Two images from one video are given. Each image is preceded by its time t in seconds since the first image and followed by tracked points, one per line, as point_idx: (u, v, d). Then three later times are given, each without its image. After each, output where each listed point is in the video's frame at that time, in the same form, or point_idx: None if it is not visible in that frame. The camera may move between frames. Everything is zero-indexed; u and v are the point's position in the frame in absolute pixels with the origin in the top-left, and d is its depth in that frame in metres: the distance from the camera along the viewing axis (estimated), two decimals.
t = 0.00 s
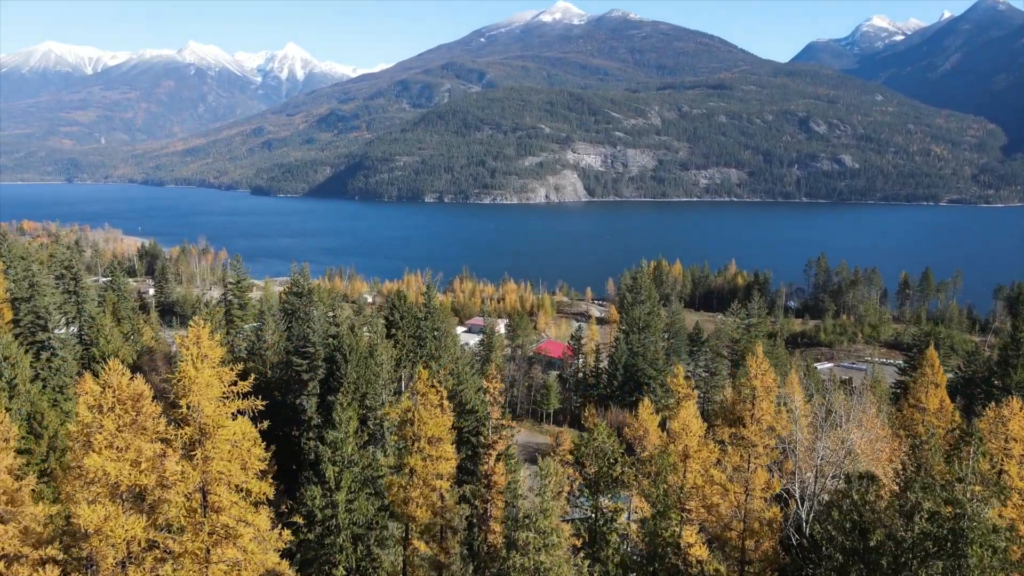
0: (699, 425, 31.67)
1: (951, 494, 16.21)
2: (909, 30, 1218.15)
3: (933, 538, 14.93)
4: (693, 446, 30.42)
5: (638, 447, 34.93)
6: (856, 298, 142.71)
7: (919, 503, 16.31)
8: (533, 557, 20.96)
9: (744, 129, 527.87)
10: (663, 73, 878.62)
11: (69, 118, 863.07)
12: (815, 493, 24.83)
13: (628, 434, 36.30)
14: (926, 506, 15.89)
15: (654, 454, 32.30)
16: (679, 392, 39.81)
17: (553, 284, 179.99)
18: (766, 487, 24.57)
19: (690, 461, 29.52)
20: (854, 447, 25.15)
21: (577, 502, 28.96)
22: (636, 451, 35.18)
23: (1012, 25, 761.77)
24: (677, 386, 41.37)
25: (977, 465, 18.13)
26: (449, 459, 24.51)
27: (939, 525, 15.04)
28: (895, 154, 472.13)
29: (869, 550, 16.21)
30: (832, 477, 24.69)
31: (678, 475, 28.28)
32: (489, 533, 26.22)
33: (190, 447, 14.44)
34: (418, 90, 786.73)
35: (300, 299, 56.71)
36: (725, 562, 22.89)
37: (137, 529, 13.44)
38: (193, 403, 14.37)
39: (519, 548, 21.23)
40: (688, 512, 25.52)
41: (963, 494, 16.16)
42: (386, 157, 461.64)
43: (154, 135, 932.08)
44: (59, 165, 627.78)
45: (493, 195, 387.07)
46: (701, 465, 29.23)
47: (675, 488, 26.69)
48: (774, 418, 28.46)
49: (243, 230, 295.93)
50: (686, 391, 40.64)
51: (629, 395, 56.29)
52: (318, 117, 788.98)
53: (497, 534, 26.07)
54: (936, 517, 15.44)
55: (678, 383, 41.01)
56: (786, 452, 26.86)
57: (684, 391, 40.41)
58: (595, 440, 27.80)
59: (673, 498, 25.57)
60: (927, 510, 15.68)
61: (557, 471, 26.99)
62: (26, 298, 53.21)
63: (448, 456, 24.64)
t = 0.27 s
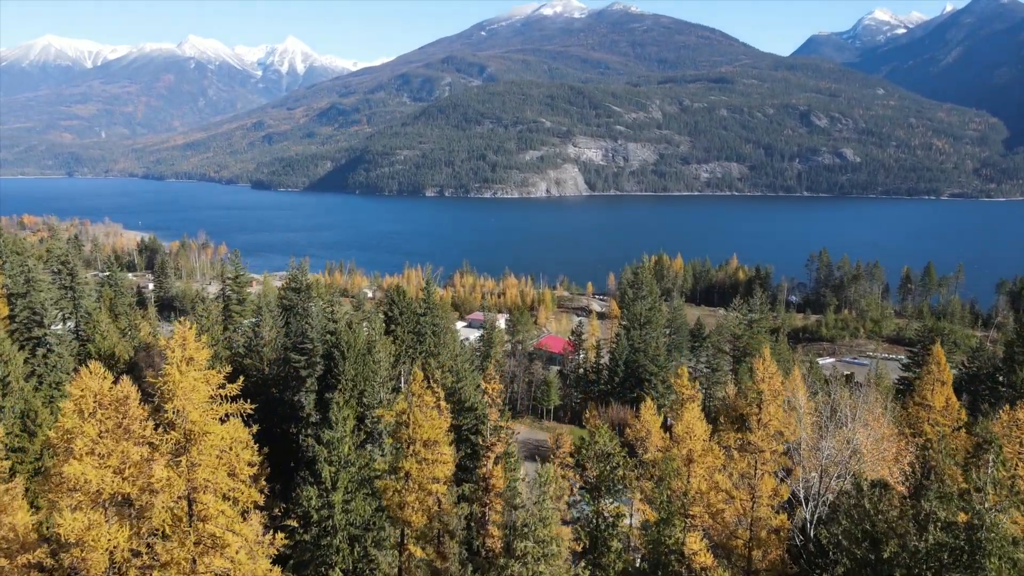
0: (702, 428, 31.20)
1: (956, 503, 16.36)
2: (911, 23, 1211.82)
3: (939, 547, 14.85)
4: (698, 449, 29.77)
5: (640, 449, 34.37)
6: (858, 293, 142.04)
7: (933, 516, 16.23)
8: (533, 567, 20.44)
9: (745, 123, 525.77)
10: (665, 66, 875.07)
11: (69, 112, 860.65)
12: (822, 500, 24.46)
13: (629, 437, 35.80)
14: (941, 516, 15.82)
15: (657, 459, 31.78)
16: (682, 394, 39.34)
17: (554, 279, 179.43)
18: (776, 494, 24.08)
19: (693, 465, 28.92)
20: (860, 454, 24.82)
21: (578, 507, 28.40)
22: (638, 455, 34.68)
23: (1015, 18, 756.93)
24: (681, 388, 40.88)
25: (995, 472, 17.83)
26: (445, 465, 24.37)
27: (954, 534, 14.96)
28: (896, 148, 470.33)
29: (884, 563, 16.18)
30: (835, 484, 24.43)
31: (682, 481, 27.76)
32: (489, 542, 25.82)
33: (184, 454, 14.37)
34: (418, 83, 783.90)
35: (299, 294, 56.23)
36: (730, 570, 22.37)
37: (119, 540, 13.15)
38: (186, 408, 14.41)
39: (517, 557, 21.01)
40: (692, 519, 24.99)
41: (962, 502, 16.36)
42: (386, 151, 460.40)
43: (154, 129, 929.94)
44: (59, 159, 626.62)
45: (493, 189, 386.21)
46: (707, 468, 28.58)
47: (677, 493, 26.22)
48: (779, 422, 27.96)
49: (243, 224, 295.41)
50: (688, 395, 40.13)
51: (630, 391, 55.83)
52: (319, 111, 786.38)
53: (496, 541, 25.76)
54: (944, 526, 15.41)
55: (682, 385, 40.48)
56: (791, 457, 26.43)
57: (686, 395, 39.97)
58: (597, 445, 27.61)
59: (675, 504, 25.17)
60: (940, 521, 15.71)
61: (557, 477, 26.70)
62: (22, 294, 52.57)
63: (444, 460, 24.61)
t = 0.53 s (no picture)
0: (709, 431, 30.32)
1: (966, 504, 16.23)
2: (913, 15, 1204.54)
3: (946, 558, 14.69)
4: (701, 453, 28.95)
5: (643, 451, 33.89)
6: (859, 287, 141.14)
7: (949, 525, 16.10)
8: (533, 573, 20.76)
9: (746, 116, 523.46)
10: (666, 59, 871.31)
11: (68, 105, 858.26)
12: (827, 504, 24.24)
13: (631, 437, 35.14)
14: (951, 521, 15.64)
15: (661, 459, 31.33)
16: (686, 396, 38.67)
17: (554, 273, 178.72)
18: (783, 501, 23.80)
19: (696, 468, 28.41)
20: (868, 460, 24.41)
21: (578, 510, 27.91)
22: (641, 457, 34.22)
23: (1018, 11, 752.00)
24: (686, 390, 40.10)
25: (1014, 470, 17.42)
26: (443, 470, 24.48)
27: (971, 545, 14.69)
28: (898, 142, 468.33)
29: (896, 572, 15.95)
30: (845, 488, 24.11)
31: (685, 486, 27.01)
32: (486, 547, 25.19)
33: (171, 460, 14.08)
34: (419, 77, 780.82)
35: (297, 289, 55.46)
36: None
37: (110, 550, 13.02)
38: (174, 407, 14.11)
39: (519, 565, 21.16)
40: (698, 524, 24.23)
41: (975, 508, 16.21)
42: (387, 145, 459.03)
43: (154, 123, 927.71)
44: (59, 153, 624.71)
45: (494, 182, 385.33)
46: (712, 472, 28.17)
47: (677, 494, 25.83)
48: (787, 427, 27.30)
49: (243, 218, 294.40)
50: (694, 397, 39.37)
51: (631, 386, 55.51)
52: (319, 104, 783.22)
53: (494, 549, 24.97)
54: (955, 537, 15.30)
55: (686, 386, 39.77)
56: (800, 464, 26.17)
57: (692, 397, 39.17)
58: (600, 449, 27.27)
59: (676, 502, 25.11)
60: (950, 528, 15.51)
61: (557, 480, 26.03)
62: (17, 290, 51.95)
63: (442, 463, 24.60)
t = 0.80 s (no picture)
0: (714, 435, 29.08)
1: (977, 514, 16.21)
2: (915, 8, 1197.27)
3: (964, 566, 14.19)
4: (706, 458, 28.05)
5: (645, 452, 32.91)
6: (860, 281, 140.20)
7: (944, 534, 16.20)
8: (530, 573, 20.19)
9: (748, 109, 521.16)
10: (667, 52, 867.23)
11: (68, 98, 855.18)
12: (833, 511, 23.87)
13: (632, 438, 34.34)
14: (964, 532, 15.60)
15: (666, 462, 30.23)
16: (690, 397, 37.87)
17: (555, 267, 178.03)
18: (793, 512, 22.85)
19: (701, 475, 27.68)
20: (877, 465, 23.86)
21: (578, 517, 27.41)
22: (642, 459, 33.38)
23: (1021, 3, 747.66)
24: (689, 391, 39.40)
25: None
26: (438, 474, 23.40)
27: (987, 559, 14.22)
28: (899, 135, 466.37)
29: None
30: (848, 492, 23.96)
31: (688, 494, 25.84)
32: (483, 553, 24.83)
33: (156, 469, 14.30)
34: (419, 70, 777.47)
35: (295, 284, 54.85)
36: None
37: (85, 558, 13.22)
38: (163, 412, 14.31)
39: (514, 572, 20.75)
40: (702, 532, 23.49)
41: (995, 523, 15.97)
42: (387, 138, 457.42)
43: (154, 116, 924.60)
44: (58, 145, 622.21)
45: (495, 176, 384.30)
46: (716, 478, 27.38)
47: (676, 499, 25.28)
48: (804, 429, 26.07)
49: (243, 212, 293.29)
50: (698, 398, 38.50)
51: (633, 383, 54.97)
52: (319, 98, 780.21)
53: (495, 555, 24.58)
54: (973, 546, 15.28)
55: (689, 387, 39.05)
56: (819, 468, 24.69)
57: (696, 398, 38.33)
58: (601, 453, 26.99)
59: (675, 504, 24.80)
60: (967, 537, 15.42)
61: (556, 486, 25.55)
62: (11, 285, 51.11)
63: (437, 465, 23.42)
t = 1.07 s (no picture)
0: (719, 440, 27.72)
1: (986, 525, 15.55)
2: None
3: None
4: (710, 461, 26.09)
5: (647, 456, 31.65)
6: (862, 275, 139.35)
7: (935, 542, 15.99)
8: None
9: (748, 102, 519.16)
10: (668, 45, 863.95)
11: (68, 91, 852.82)
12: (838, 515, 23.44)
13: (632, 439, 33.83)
14: (981, 543, 15.05)
15: (670, 466, 29.04)
16: (694, 397, 37.20)
17: (555, 260, 177.44)
18: (800, 520, 20.05)
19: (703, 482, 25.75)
20: (881, 467, 23.51)
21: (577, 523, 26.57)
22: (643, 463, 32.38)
23: None
24: (691, 391, 39.07)
25: None
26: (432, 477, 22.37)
27: None
28: (900, 128, 464.57)
29: None
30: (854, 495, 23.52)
31: (690, 500, 25.01)
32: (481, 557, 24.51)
33: (131, 481, 14.16)
34: (419, 63, 775.03)
35: (293, 280, 54.40)
36: None
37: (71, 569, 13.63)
38: (137, 417, 14.19)
39: None
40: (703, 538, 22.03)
41: (1012, 539, 15.49)
42: (387, 132, 456.06)
43: (154, 110, 921.61)
44: (58, 139, 621.10)
45: (495, 169, 383.59)
46: (717, 484, 25.40)
47: (676, 503, 24.98)
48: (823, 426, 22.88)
49: (243, 205, 292.71)
50: (701, 399, 37.85)
51: (634, 378, 54.60)
52: (319, 91, 777.85)
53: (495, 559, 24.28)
54: (989, 560, 14.97)
55: (691, 386, 38.71)
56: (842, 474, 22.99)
57: (699, 399, 37.67)
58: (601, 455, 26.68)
59: (678, 510, 24.44)
60: (979, 551, 14.88)
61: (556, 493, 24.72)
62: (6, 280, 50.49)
63: (431, 470, 22.44)
